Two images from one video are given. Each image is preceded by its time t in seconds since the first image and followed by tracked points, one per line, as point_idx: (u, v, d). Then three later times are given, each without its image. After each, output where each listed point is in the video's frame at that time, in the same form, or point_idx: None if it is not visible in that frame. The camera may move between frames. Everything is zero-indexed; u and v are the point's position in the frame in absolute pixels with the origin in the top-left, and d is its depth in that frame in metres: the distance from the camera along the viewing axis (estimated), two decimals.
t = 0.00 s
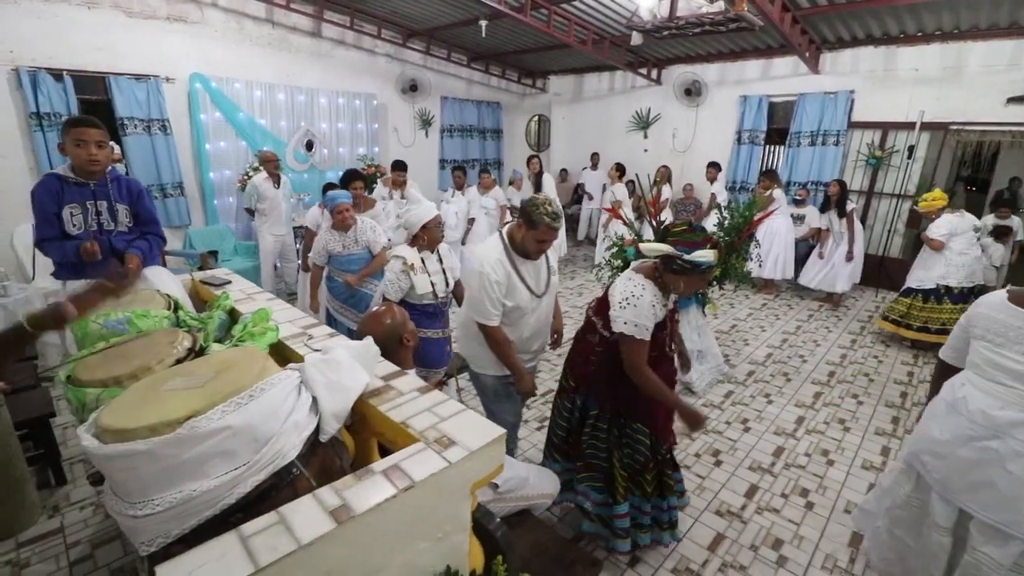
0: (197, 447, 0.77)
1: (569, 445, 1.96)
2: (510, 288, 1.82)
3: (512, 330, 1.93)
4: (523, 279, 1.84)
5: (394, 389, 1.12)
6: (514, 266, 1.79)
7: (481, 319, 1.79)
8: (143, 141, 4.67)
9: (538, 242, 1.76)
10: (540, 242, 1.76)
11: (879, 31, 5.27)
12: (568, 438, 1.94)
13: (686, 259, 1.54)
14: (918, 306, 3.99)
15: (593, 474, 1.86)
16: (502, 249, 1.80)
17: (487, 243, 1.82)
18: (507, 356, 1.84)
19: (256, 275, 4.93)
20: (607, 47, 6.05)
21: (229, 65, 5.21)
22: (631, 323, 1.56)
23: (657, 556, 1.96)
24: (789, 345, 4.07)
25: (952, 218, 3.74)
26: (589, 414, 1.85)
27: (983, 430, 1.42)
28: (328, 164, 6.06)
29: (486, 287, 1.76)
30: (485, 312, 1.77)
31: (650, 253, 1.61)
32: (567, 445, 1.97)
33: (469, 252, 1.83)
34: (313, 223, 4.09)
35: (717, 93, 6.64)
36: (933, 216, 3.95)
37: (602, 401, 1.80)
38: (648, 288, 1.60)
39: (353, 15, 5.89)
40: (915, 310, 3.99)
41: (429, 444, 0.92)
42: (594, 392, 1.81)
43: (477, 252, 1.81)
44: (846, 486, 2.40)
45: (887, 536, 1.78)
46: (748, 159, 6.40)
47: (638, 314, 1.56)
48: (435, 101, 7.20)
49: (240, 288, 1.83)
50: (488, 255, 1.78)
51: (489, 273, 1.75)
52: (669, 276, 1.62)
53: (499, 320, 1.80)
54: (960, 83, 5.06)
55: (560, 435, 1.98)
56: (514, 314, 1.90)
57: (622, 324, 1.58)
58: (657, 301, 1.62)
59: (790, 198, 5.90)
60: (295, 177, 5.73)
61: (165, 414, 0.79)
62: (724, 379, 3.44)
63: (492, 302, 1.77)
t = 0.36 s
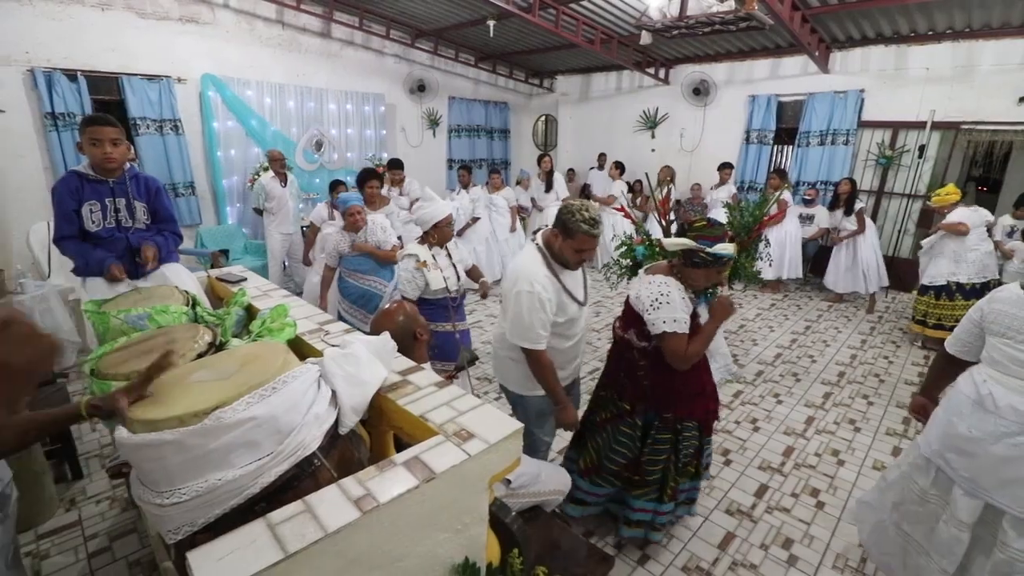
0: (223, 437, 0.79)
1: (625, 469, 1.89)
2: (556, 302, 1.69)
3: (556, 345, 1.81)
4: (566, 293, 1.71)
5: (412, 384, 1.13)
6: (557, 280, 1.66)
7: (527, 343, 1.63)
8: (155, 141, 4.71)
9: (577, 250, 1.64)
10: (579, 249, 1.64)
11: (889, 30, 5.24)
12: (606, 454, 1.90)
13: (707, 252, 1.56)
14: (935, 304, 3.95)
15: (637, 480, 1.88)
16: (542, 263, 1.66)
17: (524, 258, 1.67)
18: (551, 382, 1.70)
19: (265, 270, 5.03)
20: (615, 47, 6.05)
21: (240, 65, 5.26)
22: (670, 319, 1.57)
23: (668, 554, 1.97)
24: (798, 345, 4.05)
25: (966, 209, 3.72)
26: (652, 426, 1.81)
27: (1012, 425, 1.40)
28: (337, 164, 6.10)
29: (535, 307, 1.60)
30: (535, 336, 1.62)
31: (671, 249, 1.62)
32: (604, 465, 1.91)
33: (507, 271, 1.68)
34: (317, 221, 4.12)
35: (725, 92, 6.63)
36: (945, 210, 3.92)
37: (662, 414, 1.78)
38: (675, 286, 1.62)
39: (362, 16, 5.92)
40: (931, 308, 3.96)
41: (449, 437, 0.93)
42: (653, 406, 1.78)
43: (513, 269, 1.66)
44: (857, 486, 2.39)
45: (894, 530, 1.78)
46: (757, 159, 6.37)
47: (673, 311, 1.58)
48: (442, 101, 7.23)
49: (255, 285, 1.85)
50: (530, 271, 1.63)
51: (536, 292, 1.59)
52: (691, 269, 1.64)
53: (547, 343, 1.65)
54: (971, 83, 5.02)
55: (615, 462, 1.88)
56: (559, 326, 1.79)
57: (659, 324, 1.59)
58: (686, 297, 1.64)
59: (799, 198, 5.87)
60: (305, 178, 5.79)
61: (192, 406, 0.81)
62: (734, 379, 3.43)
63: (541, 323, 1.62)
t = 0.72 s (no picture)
0: (252, 426, 0.82)
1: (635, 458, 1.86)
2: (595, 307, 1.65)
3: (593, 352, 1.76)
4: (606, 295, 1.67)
5: (430, 377, 1.16)
6: (599, 281, 1.64)
7: (560, 345, 1.60)
8: (173, 141, 4.79)
9: (620, 253, 1.62)
10: (623, 252, 1.61)
11: (905, 29, 5.19)
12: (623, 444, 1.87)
13: (745, 244, 1.62)
14: (943, 301, 3.92)
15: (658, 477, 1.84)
16: (584, 262, 1.64)
17: (568, 256, 1.66)
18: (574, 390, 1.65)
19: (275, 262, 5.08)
20: (626, 47, 6.04)
21: (255, 66, 5.33)
22: (702, 314, 1.57)
23: (681, 552, 1.97)
24: (812, 347, 4.02)
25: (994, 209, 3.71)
26: (653, 420, 1.82)
27: None
28: (351, 165, 6.16)
29: (572, 308, 1.57)
30: (569, 339, 1.59)
31: (705, 248, 1.68)
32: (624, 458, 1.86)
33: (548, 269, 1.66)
34: (328, 222, 4.11)
35: (738, 92, 6.60)
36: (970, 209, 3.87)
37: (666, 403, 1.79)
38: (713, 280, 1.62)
39: (376, 17, 5.97)
40: (937, 306, 3.94)
41: (468, 429, 0.95)
42: (657, 393, 1.78)
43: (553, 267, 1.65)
44: (871, 488, 2.38)
45: (904, 523, 1.77)
46: (770, 159, 6.33)
47: (707, 305, 1.58)
48: (454, 101, 7.26)
49: (274, 281, 1.89)
50: (572, 269, 1.61)
51: (575, 293, 1.57)
52: (729, 265, 1.69)
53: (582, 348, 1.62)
54: (990, 81, 4.95)
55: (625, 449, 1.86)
56: (600, 332, 1.73)
57: (693, 316, 1.58)
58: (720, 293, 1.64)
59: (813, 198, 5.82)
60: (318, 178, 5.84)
61: (223, 395, 0.83)
62: (746, 379, 3.41)
63: (576, 327, 1.59)
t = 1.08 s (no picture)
0: (278, 419, 0.83)
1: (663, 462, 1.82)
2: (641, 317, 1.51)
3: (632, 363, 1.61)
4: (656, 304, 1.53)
5: (450, 374, 1.17)
6: (648, 291, 1.50)
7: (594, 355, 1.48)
8: (190, 140, 4.86)
9: (672, 260, 1.46)
10: (676, 260, 1.46)
11: (924, 27, 5.11)
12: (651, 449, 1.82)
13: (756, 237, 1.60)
14: (968, 301, 3.85)
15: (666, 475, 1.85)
16: (633, 269, 1.50)
17: (620, 260, 1.52)
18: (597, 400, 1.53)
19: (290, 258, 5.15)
20: (640, 46, 6.02)
21: (271, 66, 5.39)
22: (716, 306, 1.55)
23: (694, 552, 1.97)
24: (827, 348, 3.98)
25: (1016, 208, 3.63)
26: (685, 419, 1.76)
27: None
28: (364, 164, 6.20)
29: (613, 317, 1.44)
30: (605, 347, 1.46)
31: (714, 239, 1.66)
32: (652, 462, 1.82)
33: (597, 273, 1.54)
34: (345, 219, 4.11)
35: (753, 91, 6.54)
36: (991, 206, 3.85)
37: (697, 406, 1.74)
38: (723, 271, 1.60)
39: (390, 17, 6.01)
40: (963, 306, 3.86)
41: (489, 425, 0.96)
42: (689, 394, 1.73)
43: (607, 269, 1.52)
44: (889, 490, 2.35)
45: (929, 528, 1.75)
46: (785, 159, 6.27)
47: (719, 297, 1.56)
48: (467, 101, 7.28)
49: (292, 279, 1.91)
50: (620, 276, 1.47)
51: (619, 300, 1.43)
52: (739, 257, 1.67)
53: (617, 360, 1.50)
54: (1012, 80, 4.86)
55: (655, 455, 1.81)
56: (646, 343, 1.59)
57: (705, 309, 1.57)
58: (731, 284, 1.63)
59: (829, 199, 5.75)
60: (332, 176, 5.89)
61: (250, 388, 0.85)
62: (760, 381, 3.39)
63: (616, 337, 1.46)
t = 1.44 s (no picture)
0: (300, 412, 0.84)
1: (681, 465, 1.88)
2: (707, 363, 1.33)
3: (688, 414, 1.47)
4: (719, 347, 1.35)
5: (467, 370, 1.18)
6: (717, 329, 1.31)
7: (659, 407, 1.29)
8: (206, 140, 4.91)
9: (742, 285, 1.30)
10: (746, 285, 1.30)
11: (941, 25, 5.05)
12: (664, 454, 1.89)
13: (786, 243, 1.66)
14: (976, 305, 3.80)
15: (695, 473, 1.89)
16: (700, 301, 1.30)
17: (677, 292, 1.30)
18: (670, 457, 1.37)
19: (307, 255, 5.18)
20: (653, 45, 6.00)
21: (285, 67, 5.44)
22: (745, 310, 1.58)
23: (707, 554, 1.96)
24: (842, 350, 3.94)
25: None
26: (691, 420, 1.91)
27: None
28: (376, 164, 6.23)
29: (685, 363, 1.24)
30: (674, 403, 1.28)
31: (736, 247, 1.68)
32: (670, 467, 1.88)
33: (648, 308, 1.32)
34: (362, 219, 4.17)
35: (766, 91, 6.49)
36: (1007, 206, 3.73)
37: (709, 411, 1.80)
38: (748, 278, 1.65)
39: (402, 17, 6.04)
40: (972, 310, 3.81)
41: (507, 421, 0.97)
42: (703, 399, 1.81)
43: (664, 307, 1.28)
44: (905, 494, 2.32)
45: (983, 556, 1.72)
46: (798, 159, 6.21)
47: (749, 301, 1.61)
48: (478, 101, 7.29)
49: (309, 277, 1.93)
50: (688, 313, 1.26)
51: (691, 347, 1.23)
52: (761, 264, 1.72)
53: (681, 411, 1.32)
54: None
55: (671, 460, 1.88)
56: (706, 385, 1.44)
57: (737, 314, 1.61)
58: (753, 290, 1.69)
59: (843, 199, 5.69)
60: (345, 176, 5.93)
61: (273, 382, 0.86)
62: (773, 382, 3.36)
63: (686, 387, 1.28)
